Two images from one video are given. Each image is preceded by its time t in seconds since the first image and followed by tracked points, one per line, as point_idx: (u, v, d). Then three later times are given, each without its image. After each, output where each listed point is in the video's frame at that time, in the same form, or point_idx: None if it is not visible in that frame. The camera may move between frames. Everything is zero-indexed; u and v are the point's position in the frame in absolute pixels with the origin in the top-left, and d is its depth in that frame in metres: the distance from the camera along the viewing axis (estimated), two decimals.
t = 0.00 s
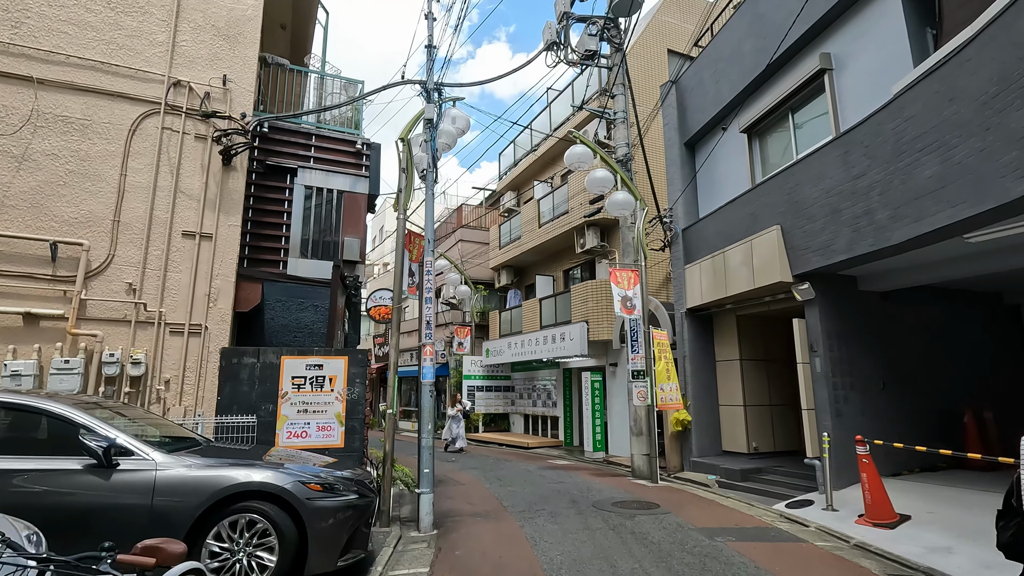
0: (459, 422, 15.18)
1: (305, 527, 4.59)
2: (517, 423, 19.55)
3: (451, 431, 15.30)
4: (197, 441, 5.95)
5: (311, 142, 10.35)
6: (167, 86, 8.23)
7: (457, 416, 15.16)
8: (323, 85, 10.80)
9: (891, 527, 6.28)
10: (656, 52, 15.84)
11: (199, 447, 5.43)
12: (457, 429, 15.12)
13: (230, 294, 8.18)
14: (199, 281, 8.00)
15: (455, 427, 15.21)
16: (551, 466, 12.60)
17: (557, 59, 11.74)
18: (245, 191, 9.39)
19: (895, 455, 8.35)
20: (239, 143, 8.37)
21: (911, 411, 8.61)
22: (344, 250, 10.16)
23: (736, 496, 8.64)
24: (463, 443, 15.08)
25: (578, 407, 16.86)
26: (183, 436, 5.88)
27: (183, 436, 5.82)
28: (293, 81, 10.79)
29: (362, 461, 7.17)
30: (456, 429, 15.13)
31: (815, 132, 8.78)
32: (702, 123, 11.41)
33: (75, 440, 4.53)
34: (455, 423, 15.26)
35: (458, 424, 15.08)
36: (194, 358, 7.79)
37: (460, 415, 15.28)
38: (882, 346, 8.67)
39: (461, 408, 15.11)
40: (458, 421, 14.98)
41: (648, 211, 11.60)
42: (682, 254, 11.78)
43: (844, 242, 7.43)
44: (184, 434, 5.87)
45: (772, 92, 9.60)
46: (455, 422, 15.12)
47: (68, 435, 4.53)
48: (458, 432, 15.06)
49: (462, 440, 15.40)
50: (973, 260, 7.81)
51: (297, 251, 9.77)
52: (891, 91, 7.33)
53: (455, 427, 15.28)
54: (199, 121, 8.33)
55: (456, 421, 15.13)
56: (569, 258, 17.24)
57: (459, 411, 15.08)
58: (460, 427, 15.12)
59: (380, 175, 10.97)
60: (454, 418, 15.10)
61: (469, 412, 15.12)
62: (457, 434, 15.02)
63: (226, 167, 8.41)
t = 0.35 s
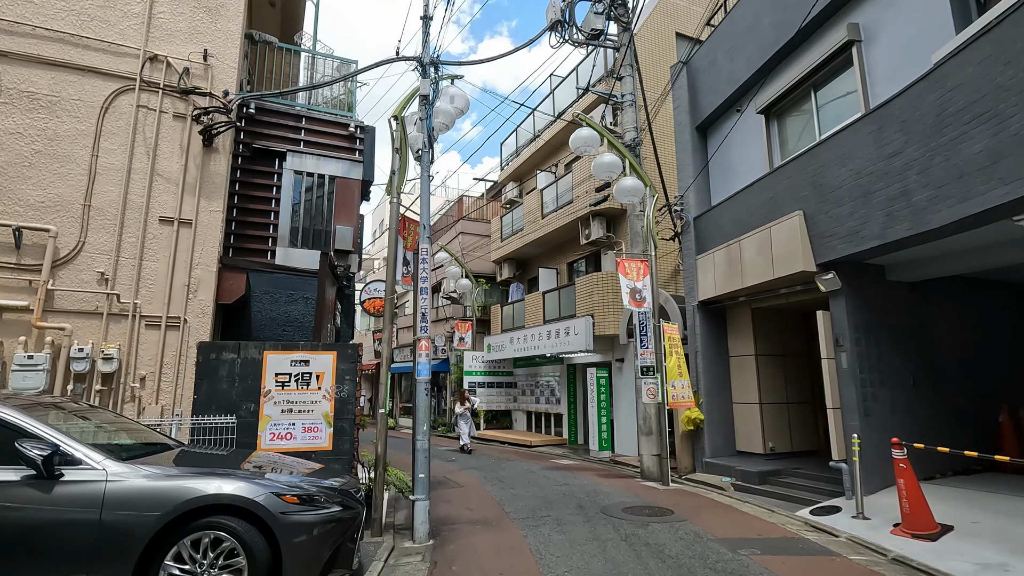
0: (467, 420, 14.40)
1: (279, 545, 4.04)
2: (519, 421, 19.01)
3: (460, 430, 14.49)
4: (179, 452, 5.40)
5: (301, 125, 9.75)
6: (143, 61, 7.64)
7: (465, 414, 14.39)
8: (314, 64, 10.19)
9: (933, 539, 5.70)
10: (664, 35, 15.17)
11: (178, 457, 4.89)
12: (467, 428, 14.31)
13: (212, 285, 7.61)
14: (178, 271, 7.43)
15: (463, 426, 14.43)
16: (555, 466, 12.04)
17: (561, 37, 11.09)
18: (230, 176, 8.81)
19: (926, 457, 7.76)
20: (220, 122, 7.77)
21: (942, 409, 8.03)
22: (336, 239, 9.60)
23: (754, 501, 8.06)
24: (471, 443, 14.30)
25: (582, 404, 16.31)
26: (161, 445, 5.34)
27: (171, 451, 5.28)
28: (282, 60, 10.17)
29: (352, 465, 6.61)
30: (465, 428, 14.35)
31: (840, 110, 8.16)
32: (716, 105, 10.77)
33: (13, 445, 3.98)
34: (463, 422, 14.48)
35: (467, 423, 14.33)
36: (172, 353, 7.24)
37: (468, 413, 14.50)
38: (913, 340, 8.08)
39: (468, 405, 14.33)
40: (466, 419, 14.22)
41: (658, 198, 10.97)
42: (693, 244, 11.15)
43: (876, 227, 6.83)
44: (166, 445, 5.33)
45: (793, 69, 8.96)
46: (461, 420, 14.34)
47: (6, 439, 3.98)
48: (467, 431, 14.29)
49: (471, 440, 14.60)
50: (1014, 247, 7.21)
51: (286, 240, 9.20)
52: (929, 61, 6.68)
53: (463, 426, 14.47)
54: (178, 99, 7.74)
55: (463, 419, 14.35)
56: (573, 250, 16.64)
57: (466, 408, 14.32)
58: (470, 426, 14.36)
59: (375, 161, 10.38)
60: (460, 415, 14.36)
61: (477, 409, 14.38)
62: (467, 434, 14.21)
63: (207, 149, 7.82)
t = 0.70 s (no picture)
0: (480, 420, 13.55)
1: (253, 570, 3.51)
2: (527, 420, 18.45)
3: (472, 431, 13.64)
4: (157, 460, 4.88)
5: (295, 108, 9.22)
6: (123, 36, 7.12)
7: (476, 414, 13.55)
8: (309, 44, 9.64)
9: (993, 556, 5.10)
10: (677, 17, 14.51)
11: (153, 467, 4.37)
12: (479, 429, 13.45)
13: (197, 276, 7.08)
14: (160, 261, 6.91)
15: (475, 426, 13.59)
16: (564, 468, 11.46)
17: (570, 17, 10.49)
18: (220, 162, 8.30)
19: (971, 462, 7.12)
20: (206, 102, 7.23)
21: (987, 409, 7.39)
22: (333, 228, 9.09)
23: (782, 509, 7.45)
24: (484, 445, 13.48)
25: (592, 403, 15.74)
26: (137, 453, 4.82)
27: (149, 460, 4.75)
28: (275, 40, 9.63)
29: (346, 471, 6.06)
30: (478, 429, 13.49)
31: (876, 85, 7.52)
32: (735, 86, 10.14)
33: None
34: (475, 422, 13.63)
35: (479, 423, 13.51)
36: (154, 349, 6.72)
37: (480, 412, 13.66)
38: (954, 334, 7.44)
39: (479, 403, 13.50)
40: (478, 419, 13.37)
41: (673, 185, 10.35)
42: (710, 235, 10.53)
43: (920, 210, 6.22)
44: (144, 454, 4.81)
45: (821, 43, 8.32)
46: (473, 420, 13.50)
47: None
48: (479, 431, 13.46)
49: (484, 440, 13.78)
50: None
51: (279, 230, 8.68)
52: (982, 26, 6.05)
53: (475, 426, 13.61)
54: (160, 78, 7.22)
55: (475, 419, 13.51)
56: (582, 244, 16.06)
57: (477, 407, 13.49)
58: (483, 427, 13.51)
59: (374, 146, 9.84)
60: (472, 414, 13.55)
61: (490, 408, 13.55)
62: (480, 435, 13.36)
63: (192, 131, 7.30)
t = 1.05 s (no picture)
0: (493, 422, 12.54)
1: None
2: (532, 420, 17.91)
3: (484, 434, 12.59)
4: (123, 464, 4.33)
5: (284, 88, 8.69)
6: (94, 5, 6.61)
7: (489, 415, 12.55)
8: (300, 21, 9.11)
9: None
10: None
11: (112, 472, 3.83)
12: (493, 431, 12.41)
13: (175, 264, 6.55)
14: (134, 247, 6.40)
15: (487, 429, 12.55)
16: (571, 469, 10.91)
17: None
18: (203, 144, 7.80)
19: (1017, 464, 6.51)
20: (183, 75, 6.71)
21: None
22: (325, 215, 8.57)
23: (809, 516, 6.86)
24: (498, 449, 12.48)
25: (599, 401, 15.17)
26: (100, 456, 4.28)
27: (114, 464, 4.21)
28: (264, 17, 9.10)
29: (332, 475, 5.52)
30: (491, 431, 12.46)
31: (909, 54, 6.91)
32: (751, 64, 9.54)
33: None
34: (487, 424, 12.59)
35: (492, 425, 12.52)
36: (127, 342, 6.22)
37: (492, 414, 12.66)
38: (995, 324, 6.85)
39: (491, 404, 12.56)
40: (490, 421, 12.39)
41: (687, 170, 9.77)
42: (726, 222, 9.91)
43: (965, 186, 5.63)
44: (108, 457, 4.25)
45: (847, 12, 7.71)
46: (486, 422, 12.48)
47: None
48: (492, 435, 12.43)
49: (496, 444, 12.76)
50: None
51: (267, 217, 8.17)
52: None
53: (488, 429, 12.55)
54: (136, 51, 6.72)
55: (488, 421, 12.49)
56: (588, 236, 15.47)
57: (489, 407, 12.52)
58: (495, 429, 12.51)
59: (369, 129, 9.30)
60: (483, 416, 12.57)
61: (501, 408, 12.64)
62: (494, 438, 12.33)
63: (170, 107, 6.79)
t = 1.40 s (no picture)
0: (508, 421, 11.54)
1: None
2: (539, 419, 17.36)
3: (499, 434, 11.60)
4: (87, 475, 3.81)
5: (277, 69, 8.17)
6: None
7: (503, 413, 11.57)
8: None
9: None
10: None
11: (73, 492, 3.27)
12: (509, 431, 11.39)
13: (155, 253, 6.04)
14: (110, 235, 5.89)
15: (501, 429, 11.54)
16: (581, 473, 10.35)
17: None
18: (189, 127, 7.28)
19: None
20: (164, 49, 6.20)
21: None
22: (320, 204, 8.05)
23: (844, 528, 6.29)
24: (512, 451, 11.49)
25: (609, 401, 14.61)
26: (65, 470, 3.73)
27: (80, 480, 3.65)
28: None
29: (324, 485, 4.99)
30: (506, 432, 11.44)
31: (956, 23, 6.32)
32: (775, 42, 8.96)
33: None
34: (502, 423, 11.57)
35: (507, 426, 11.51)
36: (102, 337, 5.72)
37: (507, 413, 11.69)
38: None
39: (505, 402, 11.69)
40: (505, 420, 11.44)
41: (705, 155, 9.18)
42: (747, 211, 9.30)
43: None
44: (75, 472, 3.69)
45: None
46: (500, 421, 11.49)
47: None
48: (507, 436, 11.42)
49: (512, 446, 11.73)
50: None
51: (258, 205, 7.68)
52: None
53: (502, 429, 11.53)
54: (114, 23, 6.22)
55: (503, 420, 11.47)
56: (598, 229, 14.91)
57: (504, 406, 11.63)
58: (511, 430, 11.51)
59: (367, 113, 8.78)
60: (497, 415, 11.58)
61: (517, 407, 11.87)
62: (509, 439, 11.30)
63: (151, 84, 6.28)
